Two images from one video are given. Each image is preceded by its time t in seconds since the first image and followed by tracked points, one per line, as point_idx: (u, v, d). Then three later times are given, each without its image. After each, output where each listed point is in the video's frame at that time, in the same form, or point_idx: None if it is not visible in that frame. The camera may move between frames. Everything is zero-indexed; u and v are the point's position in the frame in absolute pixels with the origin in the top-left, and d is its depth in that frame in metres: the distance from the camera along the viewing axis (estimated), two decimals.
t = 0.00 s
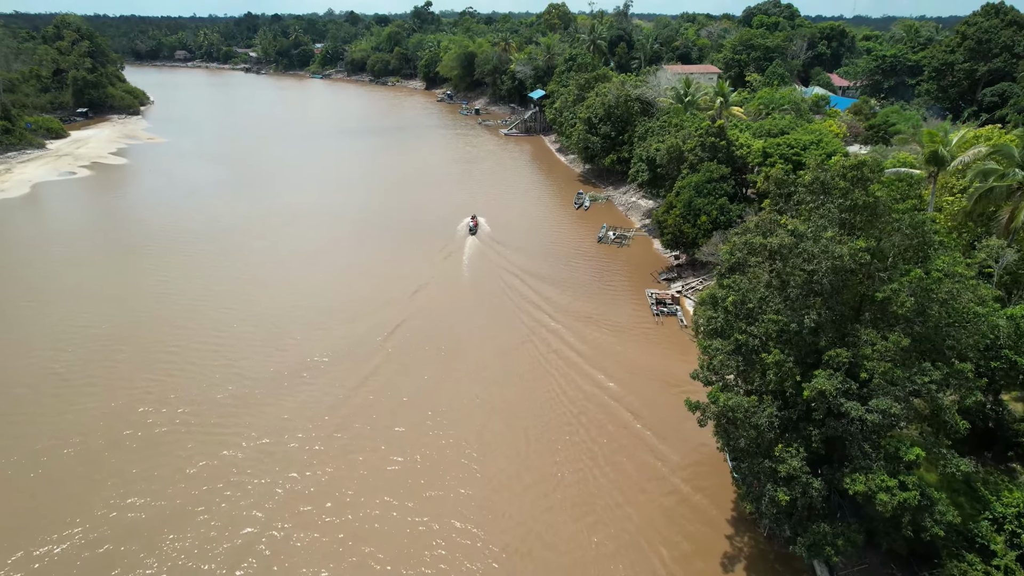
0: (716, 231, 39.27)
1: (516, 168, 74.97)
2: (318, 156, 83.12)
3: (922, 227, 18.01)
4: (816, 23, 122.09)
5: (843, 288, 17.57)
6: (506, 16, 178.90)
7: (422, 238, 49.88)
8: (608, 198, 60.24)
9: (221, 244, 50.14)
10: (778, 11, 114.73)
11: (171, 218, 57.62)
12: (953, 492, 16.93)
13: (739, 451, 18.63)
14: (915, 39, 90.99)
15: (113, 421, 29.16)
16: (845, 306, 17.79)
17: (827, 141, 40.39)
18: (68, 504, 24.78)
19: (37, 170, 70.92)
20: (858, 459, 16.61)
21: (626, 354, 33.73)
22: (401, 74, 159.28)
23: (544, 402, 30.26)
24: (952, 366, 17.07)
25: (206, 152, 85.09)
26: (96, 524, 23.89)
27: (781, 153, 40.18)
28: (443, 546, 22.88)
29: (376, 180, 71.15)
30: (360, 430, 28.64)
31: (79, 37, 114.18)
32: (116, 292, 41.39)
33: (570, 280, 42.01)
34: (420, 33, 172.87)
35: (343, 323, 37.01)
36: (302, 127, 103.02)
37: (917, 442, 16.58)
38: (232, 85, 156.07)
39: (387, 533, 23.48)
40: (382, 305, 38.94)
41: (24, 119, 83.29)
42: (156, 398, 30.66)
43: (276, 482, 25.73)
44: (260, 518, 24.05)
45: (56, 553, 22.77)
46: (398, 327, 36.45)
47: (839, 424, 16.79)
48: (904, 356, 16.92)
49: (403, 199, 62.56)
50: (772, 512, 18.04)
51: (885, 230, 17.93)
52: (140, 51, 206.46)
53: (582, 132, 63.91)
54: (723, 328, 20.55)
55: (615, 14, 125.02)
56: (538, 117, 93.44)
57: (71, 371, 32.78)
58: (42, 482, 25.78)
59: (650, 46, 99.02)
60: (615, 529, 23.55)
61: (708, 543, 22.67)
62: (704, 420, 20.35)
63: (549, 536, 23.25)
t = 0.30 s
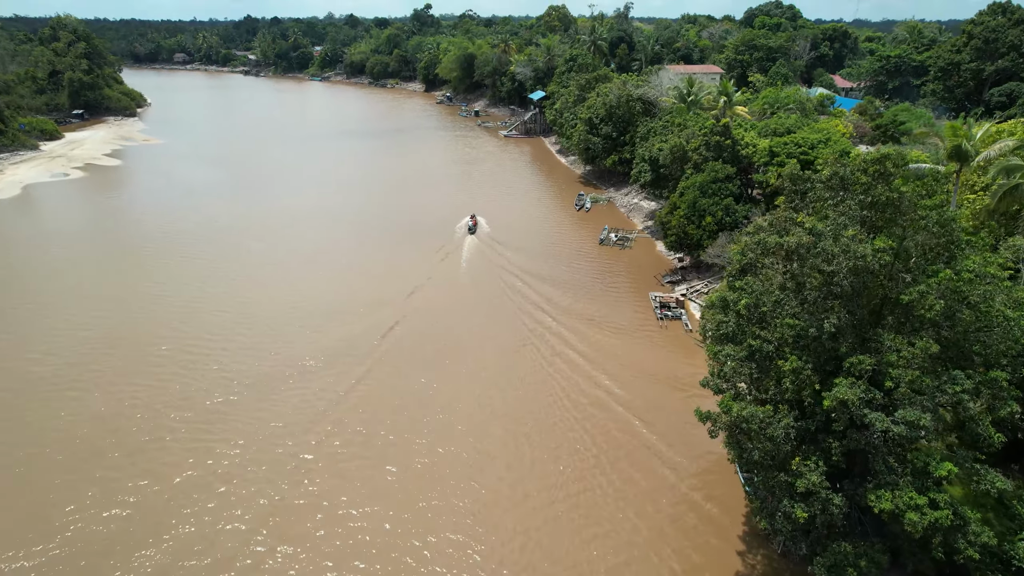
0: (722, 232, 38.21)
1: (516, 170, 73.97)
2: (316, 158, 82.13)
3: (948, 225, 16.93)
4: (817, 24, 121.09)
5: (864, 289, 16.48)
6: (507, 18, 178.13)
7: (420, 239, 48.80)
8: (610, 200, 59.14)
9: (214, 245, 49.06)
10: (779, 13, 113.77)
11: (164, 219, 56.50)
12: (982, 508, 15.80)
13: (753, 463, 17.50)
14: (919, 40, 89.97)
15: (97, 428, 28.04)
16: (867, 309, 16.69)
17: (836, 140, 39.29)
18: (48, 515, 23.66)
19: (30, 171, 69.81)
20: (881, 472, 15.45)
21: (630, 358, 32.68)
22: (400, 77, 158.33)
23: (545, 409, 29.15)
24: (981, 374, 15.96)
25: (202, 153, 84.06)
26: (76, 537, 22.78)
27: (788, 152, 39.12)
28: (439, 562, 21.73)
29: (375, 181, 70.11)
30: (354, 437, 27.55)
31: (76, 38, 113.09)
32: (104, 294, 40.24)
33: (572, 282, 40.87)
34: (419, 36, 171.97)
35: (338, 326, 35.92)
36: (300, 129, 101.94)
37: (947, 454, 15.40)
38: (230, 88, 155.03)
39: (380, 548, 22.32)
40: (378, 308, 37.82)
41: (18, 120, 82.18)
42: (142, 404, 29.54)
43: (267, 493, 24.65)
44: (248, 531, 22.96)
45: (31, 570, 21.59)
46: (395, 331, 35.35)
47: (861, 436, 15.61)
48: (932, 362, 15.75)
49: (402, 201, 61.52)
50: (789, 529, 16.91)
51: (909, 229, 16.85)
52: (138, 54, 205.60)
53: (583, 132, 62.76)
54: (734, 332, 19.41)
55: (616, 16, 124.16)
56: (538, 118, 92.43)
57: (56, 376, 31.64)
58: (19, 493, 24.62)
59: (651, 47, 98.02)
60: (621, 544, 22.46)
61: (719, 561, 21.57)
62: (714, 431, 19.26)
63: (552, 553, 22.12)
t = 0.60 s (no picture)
0: (727, 233, 37.09)
1: (515, 171, 72.91)
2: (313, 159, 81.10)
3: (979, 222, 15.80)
4: (819, 25, 119.97)
5: (890, 291, 15.31)
6: (506, 20, 177.20)
7: (417, 241, 47.46)
8: (611, 201, 58.01)
9: (207, 246, 47.95)
10: (781, 14, 112.71)
11: (157, 220, 55.39)
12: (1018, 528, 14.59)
13: (768, 477, 16.31)
14: (923, 40, 88.78)
15: (76, 437, 26.77)
16: (892, 312, 15.52)
17: (845, 137, 38.15)
18: (19, 531, 22.35)
19: (21, 172, 68.75)
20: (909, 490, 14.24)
21: (633, 365, 31.46)
22: (399, 78, 157.31)
23: (546, 420, 27.86)
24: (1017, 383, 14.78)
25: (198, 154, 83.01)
26: (50, 553, 21.56)
27: (796, 150, 37.98)
28: None
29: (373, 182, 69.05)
30: (346, 448, 26.27)
31: (72, 40, 112.17)
32: (91, 296, 39.07)
33: (573, 285, 39.70)
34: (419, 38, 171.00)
35: (331, 331, 34.65)
36: (298, 130, 100.91)
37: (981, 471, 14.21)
38: (229, 90, 154.09)
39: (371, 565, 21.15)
40: (373, 312, 36.56)
41: (11, 120, 81.15)
42: (124, 412, 28.27)
43: (251, 508, 23.35)
44: (230, 550, 21.65)
45: None
46: (390, 336, 34.09)
47: (887, 450, 14.41)
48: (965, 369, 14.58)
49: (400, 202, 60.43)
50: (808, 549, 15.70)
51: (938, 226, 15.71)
52: (137, 56, 204.60)
53: (584, 132, 61.61)
54: (748, 338, 18.29)
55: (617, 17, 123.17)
56: (538, 119, 91.34)
57: (35, 382, 30.37)
58: None
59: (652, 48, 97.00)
60: (626, 561, 21.34)
61: None
62: (727, 442, 18.07)
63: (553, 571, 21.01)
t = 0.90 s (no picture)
0: (733, 234, 36.00)
1: (515, 171, 71.83)
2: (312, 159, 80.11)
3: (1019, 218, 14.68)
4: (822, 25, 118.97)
5: (918, 294, 14.21)
6: (506, 22, 176.45)
7: (416, 241, 46.40)
8: (612, 202, 56.90)
9: (200, 247, 46.88)
10: (783, 14, 111.74)
11: (149, 221, 54.32)
12: None
13: (788, 493, 15.14)
14: (928, 40, 87.86)
15: (56, 445, 25.64)
16: (921, 315, 14.45)
17: (854, 135, 37.05)
18: None
19: (13, 172, 67.64)
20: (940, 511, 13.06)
21: (637, 369, 30.29)
22: (398, 80, 156.40)
23: (547, 427, 26.62)
24: None
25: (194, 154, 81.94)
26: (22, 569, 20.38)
27: (804, 148, 36.86)
28: None
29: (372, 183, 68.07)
30: (337, 457, 25.06)
31: (68, 40, 111.20)
32: (77, 299, 37.93)
33: (574, 286, 38.51)
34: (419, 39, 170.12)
35: (323, 334, 33.41)
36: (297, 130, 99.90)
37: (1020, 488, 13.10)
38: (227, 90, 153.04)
39: None
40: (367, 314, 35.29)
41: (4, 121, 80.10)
42: (107, 418, 27.13)
43: (237, 521, 22.17)
44: (213, 565, 20.49)
45: None
46: (385, 339, 32.90)
47: (916, 466, 13.26)
48: (1005, 378, 13.42)
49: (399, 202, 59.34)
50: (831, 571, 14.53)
51: (970, 224, 14.64)
52: (136, 57, 203.60)
53: (585, 132, 60.40)
54: (762, 344, 17.14)
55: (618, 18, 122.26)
56: (538, 120, 90.30)
57: (17, 386, 29.24)
58: None
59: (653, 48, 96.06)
60: None
61: None
62: (741, 454, 16.95)
63: None
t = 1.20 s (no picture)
0: (740, 234, 34.92)
1: (515, 171, 70.82)
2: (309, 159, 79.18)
3: None
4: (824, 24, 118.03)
5: (951, 298, 13.14)
6: (506, 22, 175.54)
7: (413, 241, 45.37)
8: (614, 202, 55.81)
9: (192, 246, 45.83)
10: (785, 12, 110.75)
11: (142, 220, 53.24)
12: None
13: (807, 510, 14.04)
14: (931, 38, 86.90)
15: (34, 453, 24.53)
16: (954, 320, 13.41)
17: (863, 132, 36.00)
18: None
19: (5, 171, 66.55)
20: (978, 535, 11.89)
21: (642, 372, 29.12)
22: (397, 79, 155.52)
23: (549, 434, 25.41)
24: None
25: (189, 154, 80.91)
26: None
27: (812, 146, 35.78)
28: None
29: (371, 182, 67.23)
30: (328, 465, 23.91)
31: (63, 38, 110.09)
32: (63, 300, 36.79)
33: (575, 286, 37.41)
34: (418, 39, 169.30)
35: (315, 336, 32.20)
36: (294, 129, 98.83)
37: None
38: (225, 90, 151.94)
39: None
40: (360, 317, 33.99)
41: None
42: (89, 424, 26.00)
43: (222, 534, 21.05)
44: None
45: None
46: (380, 341, 31.79)
47: (951, 486, 12.12)
48: None
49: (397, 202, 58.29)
50: None
51: (1007, 222, 13.61)
52: (134, 57, 202.59)
53: (586, 130, 59.23)
54: (778, 350, 16.08)
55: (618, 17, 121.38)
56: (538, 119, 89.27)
57: None
58: None
59: (654, 47, 95.12)
60: None
61: None
62: (756, 468, 15.86)
63: None
